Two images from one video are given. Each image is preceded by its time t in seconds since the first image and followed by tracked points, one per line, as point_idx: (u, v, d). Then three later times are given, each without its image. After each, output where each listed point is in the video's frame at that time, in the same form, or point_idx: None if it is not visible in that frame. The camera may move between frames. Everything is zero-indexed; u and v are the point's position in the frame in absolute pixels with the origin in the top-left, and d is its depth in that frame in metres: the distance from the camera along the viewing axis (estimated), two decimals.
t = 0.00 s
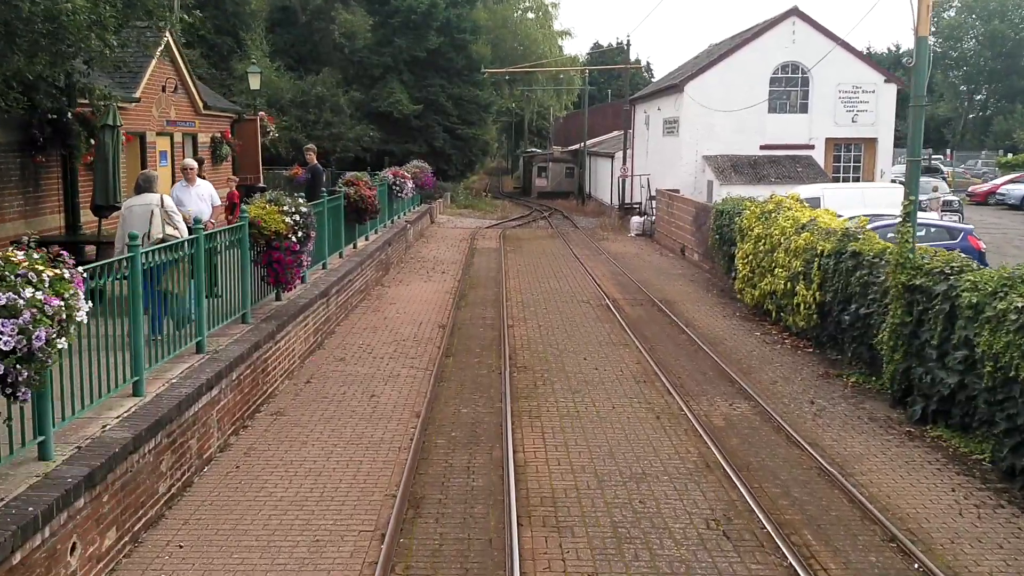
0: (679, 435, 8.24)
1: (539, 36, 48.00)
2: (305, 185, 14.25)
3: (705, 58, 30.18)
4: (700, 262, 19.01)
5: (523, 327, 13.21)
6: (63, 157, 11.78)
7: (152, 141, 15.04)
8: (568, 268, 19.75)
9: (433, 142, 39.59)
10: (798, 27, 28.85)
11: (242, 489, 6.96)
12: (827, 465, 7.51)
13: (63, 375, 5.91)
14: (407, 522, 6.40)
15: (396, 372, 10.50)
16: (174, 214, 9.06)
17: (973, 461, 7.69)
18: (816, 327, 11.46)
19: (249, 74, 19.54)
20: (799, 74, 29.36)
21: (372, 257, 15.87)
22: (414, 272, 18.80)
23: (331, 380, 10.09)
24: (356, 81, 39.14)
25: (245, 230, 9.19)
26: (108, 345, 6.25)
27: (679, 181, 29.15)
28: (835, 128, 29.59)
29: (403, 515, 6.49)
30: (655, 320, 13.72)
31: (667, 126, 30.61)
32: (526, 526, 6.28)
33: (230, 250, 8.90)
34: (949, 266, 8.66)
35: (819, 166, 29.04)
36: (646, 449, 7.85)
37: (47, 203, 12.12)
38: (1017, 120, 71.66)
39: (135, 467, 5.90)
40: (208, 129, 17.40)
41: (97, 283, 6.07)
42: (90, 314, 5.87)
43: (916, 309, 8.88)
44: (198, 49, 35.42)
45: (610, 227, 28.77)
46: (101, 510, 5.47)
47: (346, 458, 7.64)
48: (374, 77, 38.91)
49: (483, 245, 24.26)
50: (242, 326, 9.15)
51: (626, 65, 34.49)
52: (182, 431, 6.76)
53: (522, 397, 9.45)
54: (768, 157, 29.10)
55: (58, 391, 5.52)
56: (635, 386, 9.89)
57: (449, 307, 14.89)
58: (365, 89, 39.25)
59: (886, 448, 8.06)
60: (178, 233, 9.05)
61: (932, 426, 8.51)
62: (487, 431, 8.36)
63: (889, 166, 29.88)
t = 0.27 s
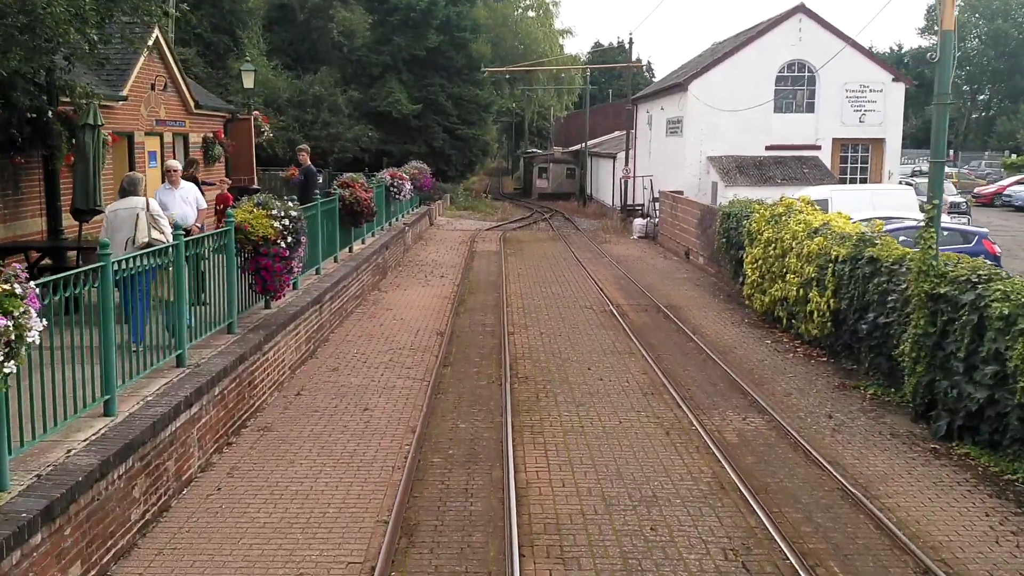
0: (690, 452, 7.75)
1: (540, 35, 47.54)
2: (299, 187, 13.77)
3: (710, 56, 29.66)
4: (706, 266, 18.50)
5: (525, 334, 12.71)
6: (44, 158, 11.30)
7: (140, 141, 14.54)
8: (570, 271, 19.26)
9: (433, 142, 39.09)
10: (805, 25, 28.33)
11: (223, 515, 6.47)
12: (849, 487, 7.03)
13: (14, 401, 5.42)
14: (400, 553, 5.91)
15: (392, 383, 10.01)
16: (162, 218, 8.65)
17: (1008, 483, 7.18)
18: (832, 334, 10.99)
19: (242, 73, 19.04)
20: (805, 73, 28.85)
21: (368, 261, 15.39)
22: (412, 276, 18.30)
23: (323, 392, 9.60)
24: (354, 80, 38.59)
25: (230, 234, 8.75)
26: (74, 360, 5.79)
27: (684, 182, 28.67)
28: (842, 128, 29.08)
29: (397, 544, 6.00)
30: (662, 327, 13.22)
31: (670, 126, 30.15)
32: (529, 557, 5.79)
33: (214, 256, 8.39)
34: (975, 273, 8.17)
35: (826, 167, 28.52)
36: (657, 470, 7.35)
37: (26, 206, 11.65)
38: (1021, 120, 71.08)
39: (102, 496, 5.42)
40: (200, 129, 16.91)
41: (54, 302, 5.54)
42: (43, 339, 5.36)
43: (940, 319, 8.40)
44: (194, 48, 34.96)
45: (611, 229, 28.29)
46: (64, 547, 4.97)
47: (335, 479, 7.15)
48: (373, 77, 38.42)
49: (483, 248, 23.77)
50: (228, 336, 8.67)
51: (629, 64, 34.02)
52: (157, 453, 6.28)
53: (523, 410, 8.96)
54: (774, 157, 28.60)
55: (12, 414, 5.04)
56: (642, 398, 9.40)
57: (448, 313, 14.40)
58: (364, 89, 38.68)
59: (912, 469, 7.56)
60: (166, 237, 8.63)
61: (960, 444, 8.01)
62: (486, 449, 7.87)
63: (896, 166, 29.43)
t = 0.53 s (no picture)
0: (704, 474, 7.24)
1: (540, 36, 47.06)
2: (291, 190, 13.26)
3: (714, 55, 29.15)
4: (713, 270, 17.96)
5: (526, 342, 12.19)
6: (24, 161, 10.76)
7: (128, 142, 14.04)
8: (573, 275, 18.75)
9: (433, 144, 38.53)
10: (812, 24, 27.78)
11: (199, 546, 5.95)
12: (876, 514, 6.52)
13: None
14: None
15: (387, 396, 9.50)
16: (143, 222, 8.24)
17: None
18: (849, 343, 10.49)
19: (234, 73, 18.54)
20: (812, 73, 28.33)
21: (364, 266, 14.89)
22: (410, 281, 17.78)
23: (313, 406, 9.09)
24: (353, 83, 37.94)
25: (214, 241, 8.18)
26: (38, 376, 5.30)
27: (688, 185, 28.18)
28: (849, 129, 28.56)
29: None
30: (669, 335, 12.70)
31: (674, 127, 29.69)
32: None
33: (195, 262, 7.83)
34: (1005, 281, 7.67)
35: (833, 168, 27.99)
36: (668, 494, 6.84)
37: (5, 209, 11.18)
38: None
39: (62, 531, 4.92)
40: (191, 130, 16.42)
41: (22, 314, 5.06)
42: None
43: (967, 330, 7.88)
44: (191, 50, 34.53)
45: (614, 232, 27.80)
46: None
47: (323, 504, 6.65)
48: (372, 78, 37.93)
49: (483, 251, 23.25)
50: (211, 348, 8.16)
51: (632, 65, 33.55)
52: (128, 479, 5.78)
53: (524, 425, 8.44)
54: (780, 159, 28.08)
55: None
56: (649, 413, 8.91)
57: (446, 319, 13.89)
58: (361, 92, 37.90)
59: (942, 493, 7.04)
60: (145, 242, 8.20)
61: (991, 465, 7.49)
62: (485, 469, 7.36)
63: (904, 168, 28.95)
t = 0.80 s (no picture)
0: (718, 500, 6.74)
1: (541, 36, 46.57)
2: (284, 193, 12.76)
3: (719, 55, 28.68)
4: (719, 275, 17.42)
5: (528, 351, 11.68)
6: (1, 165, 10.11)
7: (115, 144, 13.56)
8: (575, 281, 18.23)
9: (432, 145, 37.93)
10: (818, 24, 27.28)
11: None
12: (907, 546, 6.01)
13: None
14: None
15: (381, 411, 9.01)
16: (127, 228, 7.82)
17: None
18: (867, 354, 9.99)
19: (228, 72, 18.04)
20: (819, 73, 27.82)
21: (360, 271, 14.39)
22: (407, 286, 17.27)
23: (303, 423, 8.59)
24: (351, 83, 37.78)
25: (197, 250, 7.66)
26: None
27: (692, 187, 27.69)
28: (856, 129, 28.01)
29: None
30: (676, 343, 12.19)
31: (677, 128, 29.22)
32: None
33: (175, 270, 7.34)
34: None
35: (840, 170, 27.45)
36: (681, 524, 6.34)
37: None
38: None
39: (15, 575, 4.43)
40: (182, 131, 15.93)
41: None
42: None
43: (998, 345, 7.36)
44: (187, 50, 34.09)
45: (616, 235, 27.31)
46: None
47: (309, 536, 6.15)
48: (370, 78, 37.46)
49: (483, 255, 22.74)
50: (193, 363, 7.66)
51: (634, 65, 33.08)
52: (94, 512, 5.28)
53: (526, 444, 7.94)
54: (786, 160, 27.56)
55: None
56: (657, 430, 8.41)
57: (444, 327, 13.38)
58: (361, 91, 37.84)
59: (976, 522, 6.52)
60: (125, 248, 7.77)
61: None
62: (485, 495, 6.85)
63: (914, 170, 28.34)
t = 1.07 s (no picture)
0: (734, 527, 6.27)
1: (542, 34, 46.06)
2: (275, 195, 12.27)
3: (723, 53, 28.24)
4: (726, 279, 16.92)
5: (530, 360, 11.22)
6: None
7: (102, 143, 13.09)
8: (578, 284, 17.75)
9: (431, 145, 37.44)
10: (824, 21, 26.83)
11: None
12: None
13: None
14: None
15: (375, 425, 8.54)
16: (121, 236, 7.53)
17: None
18: (886, 365, 9.52)
19: (222, 70, 17.57)
20: (825, 71, 27.34)
21: (355, 275, 13.93)
22: (405, 290, 16.79)
23: (292, 439, 8.12)
24: (350, 82, 37.41)
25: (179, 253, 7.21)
26: None
27: (696, 188, 27.21)
28: (864, 129, 27.48)
29: None
30: (684, 351, 11.72)
31: (681, 128, 28.75)
32: None
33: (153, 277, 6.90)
34: None
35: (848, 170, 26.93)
36: (695, 554, 5.87)
37: None
38: None
39: None
40: (173, 130, 15.48)
41: None
42: None
43: None
44: (183, 48, 33.69)
45: (619, 236, 26.84)
46: None
47: (293, 569, 5.66)
48: (369, 77, 37.01)
49: (483, 257, 22.26)
50: (174, 377, 7.20)
51: (637, 63, 32.61)
52: (55, 548, 4.80)
53: (528, 463, 7.46)
54: (792, 160, 27.06)
55: None
56: (667, 447, 7.92)
57: (442, 334, 12.90)
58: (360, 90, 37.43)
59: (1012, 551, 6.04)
60: (118, 255, 7.47)
61: None
62: (485, 522, 6.37)
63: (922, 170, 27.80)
